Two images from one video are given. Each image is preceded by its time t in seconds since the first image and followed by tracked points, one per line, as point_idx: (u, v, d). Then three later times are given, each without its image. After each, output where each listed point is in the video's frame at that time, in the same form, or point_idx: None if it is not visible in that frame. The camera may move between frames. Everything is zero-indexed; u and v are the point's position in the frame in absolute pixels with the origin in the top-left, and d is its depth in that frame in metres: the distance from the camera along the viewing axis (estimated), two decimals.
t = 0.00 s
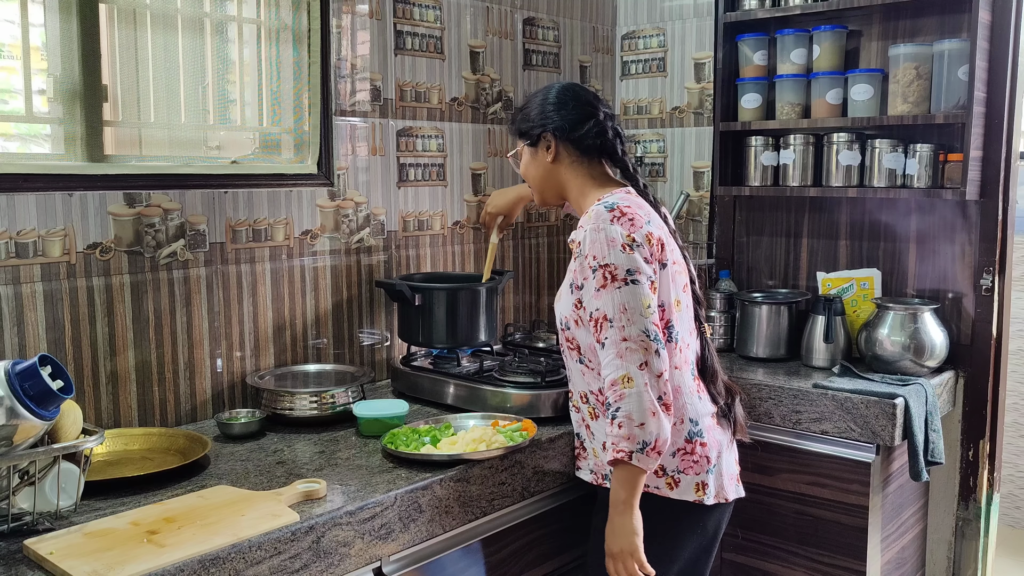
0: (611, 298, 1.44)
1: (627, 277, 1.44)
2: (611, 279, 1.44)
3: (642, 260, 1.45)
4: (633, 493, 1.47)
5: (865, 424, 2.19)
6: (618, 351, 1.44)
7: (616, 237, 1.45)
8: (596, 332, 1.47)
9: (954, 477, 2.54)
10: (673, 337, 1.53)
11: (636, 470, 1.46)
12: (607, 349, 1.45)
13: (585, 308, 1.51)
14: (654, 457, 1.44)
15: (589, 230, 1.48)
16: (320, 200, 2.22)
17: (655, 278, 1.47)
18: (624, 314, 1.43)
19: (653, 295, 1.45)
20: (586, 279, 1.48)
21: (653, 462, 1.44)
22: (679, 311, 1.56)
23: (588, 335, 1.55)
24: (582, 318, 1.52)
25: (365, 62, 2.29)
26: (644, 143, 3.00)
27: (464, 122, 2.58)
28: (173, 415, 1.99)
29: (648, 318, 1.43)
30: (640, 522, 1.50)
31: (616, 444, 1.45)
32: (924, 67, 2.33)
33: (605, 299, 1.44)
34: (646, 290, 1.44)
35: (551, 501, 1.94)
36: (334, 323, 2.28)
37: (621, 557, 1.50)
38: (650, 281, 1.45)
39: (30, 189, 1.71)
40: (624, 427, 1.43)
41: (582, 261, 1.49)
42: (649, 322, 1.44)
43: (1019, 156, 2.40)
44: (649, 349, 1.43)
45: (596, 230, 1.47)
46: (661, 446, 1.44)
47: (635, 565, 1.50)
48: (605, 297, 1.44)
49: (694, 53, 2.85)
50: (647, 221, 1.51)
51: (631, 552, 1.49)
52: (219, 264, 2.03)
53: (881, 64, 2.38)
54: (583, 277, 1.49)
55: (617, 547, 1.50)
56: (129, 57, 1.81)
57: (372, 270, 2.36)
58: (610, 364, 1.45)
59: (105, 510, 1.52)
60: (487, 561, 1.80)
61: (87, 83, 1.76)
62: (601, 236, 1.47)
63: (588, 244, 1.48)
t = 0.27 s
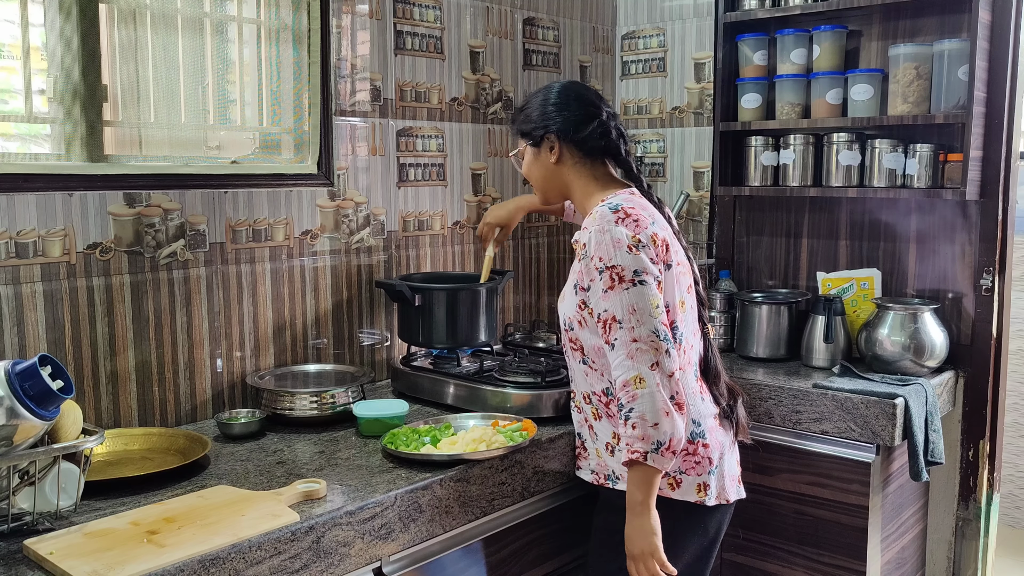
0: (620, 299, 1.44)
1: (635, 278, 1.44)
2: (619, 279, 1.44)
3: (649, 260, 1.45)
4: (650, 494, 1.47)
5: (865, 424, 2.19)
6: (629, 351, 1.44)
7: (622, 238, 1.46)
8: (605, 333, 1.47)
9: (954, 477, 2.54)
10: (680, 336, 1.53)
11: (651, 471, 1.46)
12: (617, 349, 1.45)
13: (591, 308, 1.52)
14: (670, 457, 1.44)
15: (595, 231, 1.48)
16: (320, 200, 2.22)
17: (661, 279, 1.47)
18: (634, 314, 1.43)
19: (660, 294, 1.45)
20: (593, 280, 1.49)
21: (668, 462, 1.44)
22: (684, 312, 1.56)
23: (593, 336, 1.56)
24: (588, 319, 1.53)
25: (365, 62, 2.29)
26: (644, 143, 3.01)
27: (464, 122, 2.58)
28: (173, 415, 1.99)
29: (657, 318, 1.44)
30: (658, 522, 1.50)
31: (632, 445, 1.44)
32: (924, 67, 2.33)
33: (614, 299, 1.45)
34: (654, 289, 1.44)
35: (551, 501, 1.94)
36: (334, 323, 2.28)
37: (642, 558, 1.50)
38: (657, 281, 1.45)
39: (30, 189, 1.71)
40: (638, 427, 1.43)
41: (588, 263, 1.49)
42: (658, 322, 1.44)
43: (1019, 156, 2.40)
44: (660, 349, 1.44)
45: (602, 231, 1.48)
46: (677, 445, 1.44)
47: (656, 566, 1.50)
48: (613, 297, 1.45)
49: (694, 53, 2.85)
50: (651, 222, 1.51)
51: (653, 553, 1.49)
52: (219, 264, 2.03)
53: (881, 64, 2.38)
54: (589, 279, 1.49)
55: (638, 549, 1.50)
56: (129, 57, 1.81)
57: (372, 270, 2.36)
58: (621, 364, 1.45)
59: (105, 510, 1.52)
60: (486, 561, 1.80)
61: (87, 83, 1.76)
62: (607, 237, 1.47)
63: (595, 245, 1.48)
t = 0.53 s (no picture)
0: (674, 309, 1.45)
1: (692, 290, 1.44)
2: (676, 288, 1.45)
3: (705, 270, 1.46)
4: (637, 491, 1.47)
5: (865, 424, 2.19)
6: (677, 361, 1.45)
7: (679, 247, 1.46)
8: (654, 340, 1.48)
9: (954, 477, 2.54)
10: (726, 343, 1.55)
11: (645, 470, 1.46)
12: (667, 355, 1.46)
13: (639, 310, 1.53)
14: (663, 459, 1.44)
15: (652, 237, 1.48)
16: (320, 200, 2.22)
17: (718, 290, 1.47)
18: (689, 324, 1.44)
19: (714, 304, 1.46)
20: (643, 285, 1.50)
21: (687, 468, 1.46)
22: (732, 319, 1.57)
23: (637, 335, 1.57)
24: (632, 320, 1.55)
25: (364, 62, 2.29)
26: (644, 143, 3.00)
27: (464, 122, 2.58)
28: (173, 415, 1.99)
29: (712, 330, 1.44)
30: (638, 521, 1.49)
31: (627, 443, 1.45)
32: (924, 67, 2.33)
33: (668, 309, 1.45)
34: (710, 299, 1.45)
35: (552, 502, 1.94)
36: (334, 323, 2.28)
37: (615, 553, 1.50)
38: (712, 291, 1.46)
39: (30, 189, 1.71)
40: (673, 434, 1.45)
41: (642, 268, 1.49)
42: (711, 332, 1.45)
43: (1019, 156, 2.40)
44: (711, 359, 1.45)
45: (660, 238, 1.48)
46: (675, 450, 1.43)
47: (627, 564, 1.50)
48: (668, 305, 1.45)
49: (694, 53, 2.85)
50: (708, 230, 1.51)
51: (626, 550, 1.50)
52: (218, 264, 2.03)
53: (881, 64, 2.38)
54: (643, 284, 1.49)
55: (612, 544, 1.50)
56: (128, 57, 1.81)
57: (372, 270, 2.36)
58: (669, 369, 1.46)
59: (105, 510, 1.52)
60: (486, 561, 1.80)
61: (87, 83, 1.76)
62: (664, 245, 1.47)
63: (650, 252, 1.48)
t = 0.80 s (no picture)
0: (656, 314, 1.47)
1: (672, 295, 1.46)
2: (657, 295, 1.47)
3: (689, 276, 1.47)
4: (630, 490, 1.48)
5: (865, 424, 2.19)
6: (659, 364, 1.48)
7: (661, 253, 1.47)
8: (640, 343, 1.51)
9: (954, 477, 2.54)
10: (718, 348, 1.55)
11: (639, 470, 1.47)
12: (652, 360, 1.49)
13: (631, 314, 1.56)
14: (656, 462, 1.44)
15: (637, 243, 1.51)
16: (320, 200, 2.22)
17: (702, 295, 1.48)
18: (668, 331, 1.46)
19: (698, 310, 1.47)
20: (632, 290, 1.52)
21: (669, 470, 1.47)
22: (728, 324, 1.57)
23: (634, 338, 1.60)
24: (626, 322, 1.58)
25: (364, 62, 2.29)
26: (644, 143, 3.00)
27: (464, 122, 2.58)
28: (173, 415, 1.99)
29: (692, 335, 1.46)
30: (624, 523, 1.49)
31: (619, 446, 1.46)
32: (924, 67, 2.33)
33: (650, 314, 1.48)
34: (692, 305, 1.46)
35: (552, 502, 1.94)
36: (334, 323, 2.28)
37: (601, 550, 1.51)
38: (696, 297, 1.47)
39: (30, 189, 1.71)
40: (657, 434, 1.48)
41: (631, 273, 1.52)
42: (694, 338, 1.46)
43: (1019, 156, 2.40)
44: (693, 365, 1.46)
45: (644, 245, 1.50)
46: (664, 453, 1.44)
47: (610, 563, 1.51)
48: (650, 312, 1.48)
49: (694, 53, 2.84)
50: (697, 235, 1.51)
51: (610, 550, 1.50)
52: (218, 264, 2.03)
53: (881, 64, 2.38)
54: (631, 289, 1.52)
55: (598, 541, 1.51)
56: (128, 57, 1.81)
57: (372, 270, 2.36)
58: (653, 373, 1.49)
59: (105, 510, 1.52)
60: (487, 561, 1.80)
61: (87, 83, 1.76)
62: (647, 252, 1.49)
63: (635, 258, 1.50)
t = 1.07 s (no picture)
0: (671, 299, 1.55)
1: (686, 282, 1.53)
2: (672, 282, 1.54)
3: (704, 266, 1.53)
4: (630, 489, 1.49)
5: (865, 424, 2.19)
6: (671, 347, 1.55)
7: (678, 242, 1.54)
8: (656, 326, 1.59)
9: (954, 477, 2.54)
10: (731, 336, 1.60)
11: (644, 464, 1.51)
12: (665, 344, 1.56)
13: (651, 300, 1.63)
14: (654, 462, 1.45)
15: (659, 232, 1.59)
16: (320, 200, 2.22)
17: (716, 284, 1.54)
18: (681, 317, 1.53)
19: (711, 298, 1.53)
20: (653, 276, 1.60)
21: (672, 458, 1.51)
22: (744, 319, 1.61)
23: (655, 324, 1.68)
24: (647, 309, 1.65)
25: (365, 62, 2.29)
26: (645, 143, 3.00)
27: (464, 122, 2.58)
28: (172, 415, 1.99)
29: (703, 321, 1.52)
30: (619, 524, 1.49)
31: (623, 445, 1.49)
32: (924, 67, 2.33)
33: (666, 299, 1.55)
34: (704, 293, 1.53)
35: (552, 502, 1.94)
36: (334, 323, 2.28)
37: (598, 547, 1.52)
38: (709, 286, 1.53)
39: (30, 189, 1.71)
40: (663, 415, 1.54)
41: (652, 261, 1.60)
42: (705, 325, 1.53)
43: (1019, 156, 2.40)
44: (701, 351, 1.53)
45: (665, 232, 1.57)
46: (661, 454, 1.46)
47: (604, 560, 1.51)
48: (666, 297, 1.56)
49: (694, 53, 2.84)
50: (716, 228, 1.57)
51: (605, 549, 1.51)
52: (218, 264, 2.03)
53: (881, 64, 2.38)
54: (651, 276, 1.60)
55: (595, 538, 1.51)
56: (129, 57, 1.81)
57: (372, 269, 2.36)
58: (664, 356, 1.57)
59: (105, 510, 1.52)
60: (487, 561, 1.79)
61: (87, 83, 1.76)
62: (667, 239, 1.56)
63: (656, 246, 1.58)
